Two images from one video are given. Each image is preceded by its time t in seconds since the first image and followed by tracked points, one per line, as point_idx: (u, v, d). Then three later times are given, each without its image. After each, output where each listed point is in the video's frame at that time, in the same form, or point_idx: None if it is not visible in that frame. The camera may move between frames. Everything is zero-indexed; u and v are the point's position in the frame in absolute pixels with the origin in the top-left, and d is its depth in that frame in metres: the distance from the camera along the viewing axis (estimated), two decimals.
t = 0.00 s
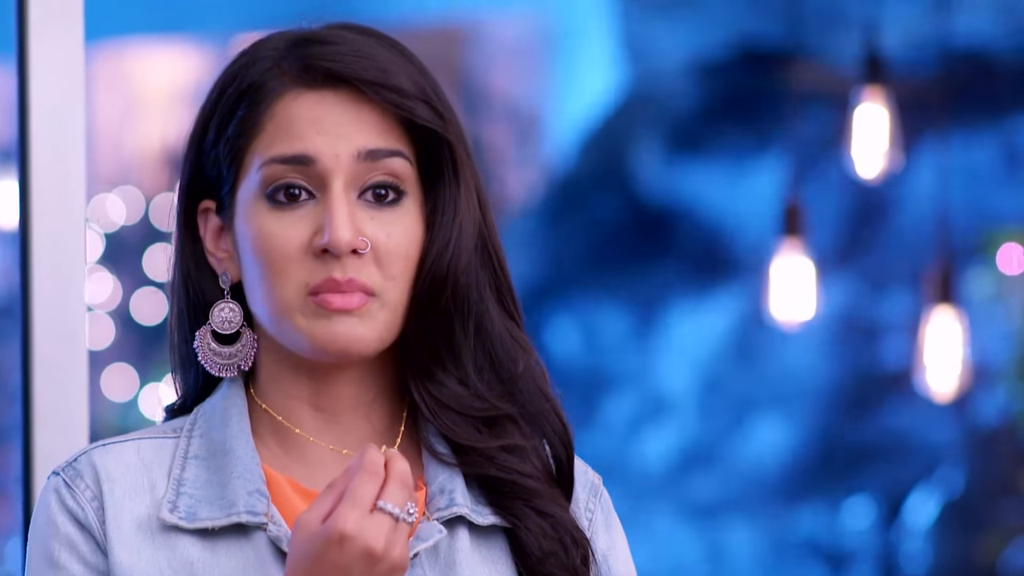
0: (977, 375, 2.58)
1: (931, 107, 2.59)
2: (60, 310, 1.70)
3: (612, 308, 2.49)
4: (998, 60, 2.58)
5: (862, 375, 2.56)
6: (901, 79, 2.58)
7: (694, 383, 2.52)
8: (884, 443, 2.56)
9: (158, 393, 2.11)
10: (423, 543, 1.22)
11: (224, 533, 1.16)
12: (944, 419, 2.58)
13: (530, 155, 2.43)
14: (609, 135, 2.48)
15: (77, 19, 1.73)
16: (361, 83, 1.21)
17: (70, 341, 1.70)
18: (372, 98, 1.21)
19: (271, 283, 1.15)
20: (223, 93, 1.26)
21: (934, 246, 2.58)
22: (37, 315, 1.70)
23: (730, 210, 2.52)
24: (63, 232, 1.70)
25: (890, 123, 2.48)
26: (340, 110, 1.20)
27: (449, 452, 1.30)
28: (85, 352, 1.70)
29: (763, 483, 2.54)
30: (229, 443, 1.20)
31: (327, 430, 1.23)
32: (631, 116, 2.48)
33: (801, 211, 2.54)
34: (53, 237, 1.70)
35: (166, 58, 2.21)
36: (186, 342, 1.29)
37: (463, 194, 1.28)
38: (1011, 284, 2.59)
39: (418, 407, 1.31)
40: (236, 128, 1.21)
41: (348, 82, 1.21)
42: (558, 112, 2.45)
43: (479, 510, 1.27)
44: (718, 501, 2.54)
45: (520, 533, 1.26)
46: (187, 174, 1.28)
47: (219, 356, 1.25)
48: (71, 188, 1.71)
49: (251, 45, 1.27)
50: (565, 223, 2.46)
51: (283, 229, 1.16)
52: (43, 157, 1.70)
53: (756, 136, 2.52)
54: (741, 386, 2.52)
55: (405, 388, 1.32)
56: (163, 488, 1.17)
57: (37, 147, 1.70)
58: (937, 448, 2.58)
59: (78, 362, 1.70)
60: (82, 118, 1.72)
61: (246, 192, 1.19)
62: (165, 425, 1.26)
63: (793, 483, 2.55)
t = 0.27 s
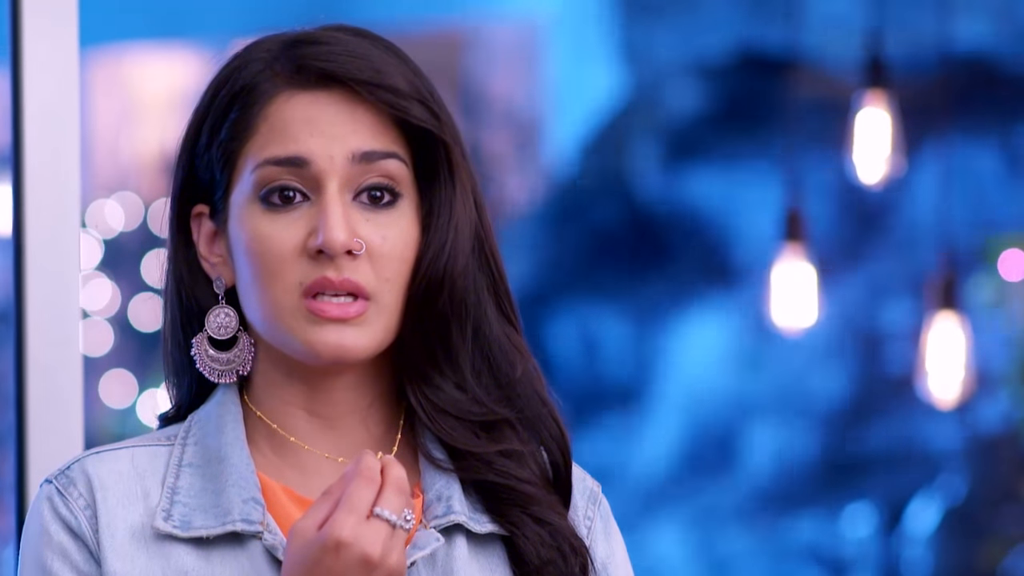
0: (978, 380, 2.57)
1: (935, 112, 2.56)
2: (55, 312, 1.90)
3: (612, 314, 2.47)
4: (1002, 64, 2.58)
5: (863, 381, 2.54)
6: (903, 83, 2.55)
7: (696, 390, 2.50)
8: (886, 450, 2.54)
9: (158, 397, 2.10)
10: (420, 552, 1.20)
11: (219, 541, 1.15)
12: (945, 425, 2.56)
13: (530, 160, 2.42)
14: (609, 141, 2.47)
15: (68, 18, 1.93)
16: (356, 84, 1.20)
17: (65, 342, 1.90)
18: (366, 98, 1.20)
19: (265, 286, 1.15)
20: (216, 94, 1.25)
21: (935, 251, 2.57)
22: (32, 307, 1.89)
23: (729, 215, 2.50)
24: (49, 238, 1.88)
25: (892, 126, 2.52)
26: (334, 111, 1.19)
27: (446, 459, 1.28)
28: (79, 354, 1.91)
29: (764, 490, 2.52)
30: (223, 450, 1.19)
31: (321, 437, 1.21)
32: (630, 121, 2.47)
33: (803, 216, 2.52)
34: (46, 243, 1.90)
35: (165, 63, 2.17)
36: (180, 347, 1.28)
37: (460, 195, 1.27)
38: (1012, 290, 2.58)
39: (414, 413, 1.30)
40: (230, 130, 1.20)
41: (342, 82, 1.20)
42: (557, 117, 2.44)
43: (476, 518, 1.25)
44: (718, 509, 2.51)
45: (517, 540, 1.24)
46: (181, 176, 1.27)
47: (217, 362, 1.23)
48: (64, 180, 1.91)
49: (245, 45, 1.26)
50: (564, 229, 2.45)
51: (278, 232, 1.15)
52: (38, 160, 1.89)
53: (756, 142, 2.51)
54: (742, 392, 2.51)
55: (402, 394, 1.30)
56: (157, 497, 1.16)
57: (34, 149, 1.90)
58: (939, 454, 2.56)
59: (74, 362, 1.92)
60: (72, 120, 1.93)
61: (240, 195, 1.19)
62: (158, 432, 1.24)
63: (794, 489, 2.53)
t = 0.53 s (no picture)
0: (979, 389, 2.55)
1: (935, 120, 2.55)
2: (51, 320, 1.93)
3: (611, 322, 2.46)
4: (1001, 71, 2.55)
5: (863, 390, 2.52)
6: (903, 90, 2.53)
7: (696, 399, 2.48)
8: (886, 458, 2.52)
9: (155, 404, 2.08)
10: (417, 565, 1.19)
11: (213, 553, 1.13)
12: (946, 434, 2.54)
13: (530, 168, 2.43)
14: (607, 148, 2.45)
15: (61, 18, 1.97)
16: (353, 88, 1.18)
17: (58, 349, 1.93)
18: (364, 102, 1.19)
19: (260, 295, 1.14)
20: (212, 99, 1.23)
21: (937, 259, 2.55)
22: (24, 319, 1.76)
23: (729, 223, 2.49)
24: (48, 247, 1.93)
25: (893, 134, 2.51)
26: (332, 116, 1.17)
27: (442, 469, 1.27)
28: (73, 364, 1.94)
29: (764, 498, 2.50)
30: (218, 460, 1.18)
31: (315, 447, 1.20)
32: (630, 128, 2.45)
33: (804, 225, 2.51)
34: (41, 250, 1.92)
35: (163, 70, 2.15)
36: (173, 355, 1.26)
37: (457, 203, 1.26)
38: (1014, 298, 2.55)
39: (410, 423, 1.28)
40: (225, 134, 1.19)
41: (339, 87, 1.18)
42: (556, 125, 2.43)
43: (473, 529, 1.24)
44: (717, 518, 2.50)
45: (516, 552, 1.23)
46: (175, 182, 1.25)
47: (211, 370, 1.22)
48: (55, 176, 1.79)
49: (241, 48, 1.24)
50: (561, 237, 2.43)
51: (274, 239, 1.14)
52: (30, 166, 1.93)
53: (755, 148, 2.49)
54: (741, 400, 2.49)
55: (398, 404, 1.28)
56: (150, 508, 1.14)
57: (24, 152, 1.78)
58: (939, 463, 2.54)
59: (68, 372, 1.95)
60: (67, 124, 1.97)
61: (235, 201, 1.17)
62: (151, 441, 1.23)
63: (794, 497, 2.51)
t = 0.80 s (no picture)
0: (981, 395, 2.54)
1: (937, 125, 2.55)
2: (48, 325, 1.69)
3: (611, 326, 2.44)
4: (1002, 76, 2.54)
5: (864, 397, 2.50)
6: (905, 94, 2.53)
7: (696, 405, 2.47)
8: (888, 463, 2.51)
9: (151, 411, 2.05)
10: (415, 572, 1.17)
11: (207, 561, 1.13)
12: (947, 440, 2.53)
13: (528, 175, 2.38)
14: (608, 152, 2.43)
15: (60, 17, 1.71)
16: (348, 90, 1.17)
17: (58, 353, 1.69)
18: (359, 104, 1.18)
19: (254, 298, 1.12)
20: (205, 101, 1.22)
21: (940, 264, 2.53)
22: (26, 327, 1.67)
23: (729, 229, 2.48)
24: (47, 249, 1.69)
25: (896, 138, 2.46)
26: (326, 118, 1.16)
27: (438, 474, 1.26)
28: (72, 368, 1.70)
29: (765, 505, 2.49)
30: (212, 467, 1.17)
31: (310, 453, 1.19)
32: (628, 133, 2.44)
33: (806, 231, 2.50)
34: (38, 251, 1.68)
35: (165, 76, 2.13)
36: (165, 359, 1.26)
37: (453, 205, 1.25)
38: (1016, 303, 2.54)
39: (406, 428, 1.27)
40: (218, 137, 1.18)
41: (334, 88, 1.18)
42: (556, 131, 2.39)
43: (470, 536, 1.22)
44: (717, 526, 2.48)
45: (513, 559, 1.22)
46: (168, 185, 1.25)
47: (200, 375, 1.22)
48: (56, 178, 1.70)
49: (235, 51, 1.23)
50: (562, 241, 2.41)
51: (268, 242, 1.13)
52: (26, 164, 1.68)
53: (756, 154, 2.49)
54: (742, 406, 2.48)
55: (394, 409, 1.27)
56: (144, 515, 1.13)
57: (21, 149, 1.68)
58: (941, 469, 2.53)
59: (63, 376, 1.70)
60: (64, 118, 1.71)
61: (229, 204, 1.16)
62: (145, 448, 1.22)
63: (795, 504, 2.50)
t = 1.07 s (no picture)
0: (983, 400, 2.53)
1: (941, 130, 2.54)
2: (43, 339, 1.59)
3: (612, 331, 2.42)
4: (1005, 81, 2.53)
5: (865, 402, 2.49)
6: (907, 97, 2.52)
7: (697, 410, 2.45)
8: (890, 468, 2.50)
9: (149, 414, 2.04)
10: None
11: (201, 568, 1.11)
12: (948, 445, 2.53)
13: (529, 181, 2.37)
14: (610, 156, 2.41)
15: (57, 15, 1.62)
16: (346, 91, 1.16)
17: (51, 366, 1.60)
18: (357, 106, 1.17)
19: (249, 301, 1.11)
20: (200, 103, 1.21)
21: (942, 268, 2.53)
22: (22, 343, 1.58)
23: (731, 234, 2.46)
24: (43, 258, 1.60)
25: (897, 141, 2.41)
26: (324, 121, 1.15)
27: (436, 480, 1.24)
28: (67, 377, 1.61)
29: (767, 510, 2.47)
30: (207, 473, 1.16)
31: (305, 457, 1.18)
32: (629, 138, 2.42)
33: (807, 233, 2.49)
34: (34, 261, 1.59)
35: (164, 78, 2.11)
36: (161, 364, 1.24)
37: (452, 209, 1.23)
38: (1018, 309, 2.53)
39: (403, 434, 1.26)
40: (213, 140, 1.17)
41: (331, 90, 1.17)
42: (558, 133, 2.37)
43: (468, 542, 1.21)
44: (718, 531, 2.47)
45: (511, 566, 1.20)
46: (163, 188, 1.23)
47: (201, 379, 1.20)
48: (53, 176, 1.61)
49: (231, 51, 1.22)
50: (564, 249, 2.40)
51: (264, 244, 1.11)
52: (23, 169, 1.58)
53: (757, 159, 2.47)
54: (744, 411, 2.46)
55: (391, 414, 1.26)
56: (138, 521, 1.12)
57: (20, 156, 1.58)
58: (942, 474, 2.53)
59: (59, 388, 1.61)
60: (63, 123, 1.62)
61: (224, 206, 1.15)
62: (139, 454, 1.21)
63: (797, 509, 2.48)
